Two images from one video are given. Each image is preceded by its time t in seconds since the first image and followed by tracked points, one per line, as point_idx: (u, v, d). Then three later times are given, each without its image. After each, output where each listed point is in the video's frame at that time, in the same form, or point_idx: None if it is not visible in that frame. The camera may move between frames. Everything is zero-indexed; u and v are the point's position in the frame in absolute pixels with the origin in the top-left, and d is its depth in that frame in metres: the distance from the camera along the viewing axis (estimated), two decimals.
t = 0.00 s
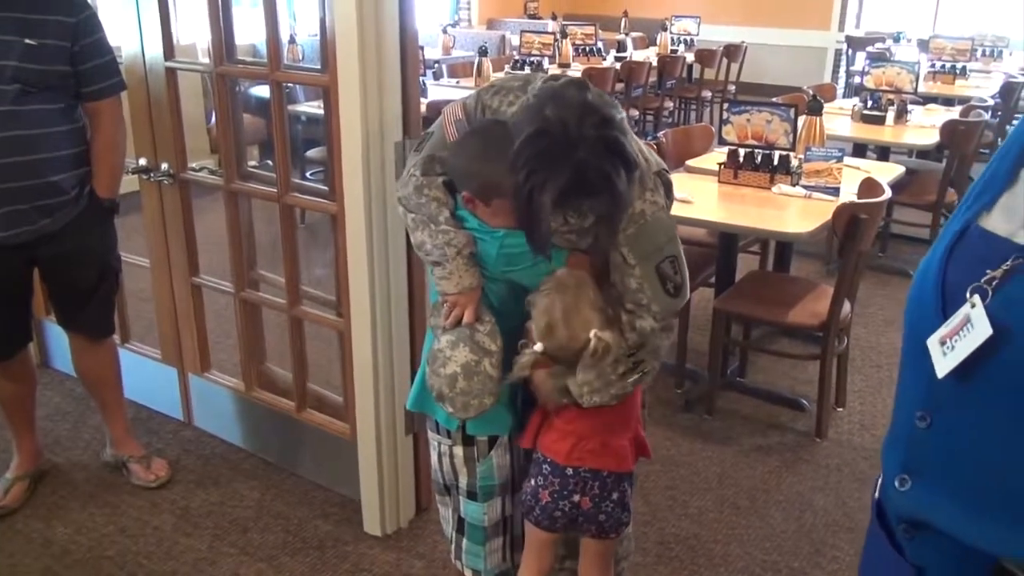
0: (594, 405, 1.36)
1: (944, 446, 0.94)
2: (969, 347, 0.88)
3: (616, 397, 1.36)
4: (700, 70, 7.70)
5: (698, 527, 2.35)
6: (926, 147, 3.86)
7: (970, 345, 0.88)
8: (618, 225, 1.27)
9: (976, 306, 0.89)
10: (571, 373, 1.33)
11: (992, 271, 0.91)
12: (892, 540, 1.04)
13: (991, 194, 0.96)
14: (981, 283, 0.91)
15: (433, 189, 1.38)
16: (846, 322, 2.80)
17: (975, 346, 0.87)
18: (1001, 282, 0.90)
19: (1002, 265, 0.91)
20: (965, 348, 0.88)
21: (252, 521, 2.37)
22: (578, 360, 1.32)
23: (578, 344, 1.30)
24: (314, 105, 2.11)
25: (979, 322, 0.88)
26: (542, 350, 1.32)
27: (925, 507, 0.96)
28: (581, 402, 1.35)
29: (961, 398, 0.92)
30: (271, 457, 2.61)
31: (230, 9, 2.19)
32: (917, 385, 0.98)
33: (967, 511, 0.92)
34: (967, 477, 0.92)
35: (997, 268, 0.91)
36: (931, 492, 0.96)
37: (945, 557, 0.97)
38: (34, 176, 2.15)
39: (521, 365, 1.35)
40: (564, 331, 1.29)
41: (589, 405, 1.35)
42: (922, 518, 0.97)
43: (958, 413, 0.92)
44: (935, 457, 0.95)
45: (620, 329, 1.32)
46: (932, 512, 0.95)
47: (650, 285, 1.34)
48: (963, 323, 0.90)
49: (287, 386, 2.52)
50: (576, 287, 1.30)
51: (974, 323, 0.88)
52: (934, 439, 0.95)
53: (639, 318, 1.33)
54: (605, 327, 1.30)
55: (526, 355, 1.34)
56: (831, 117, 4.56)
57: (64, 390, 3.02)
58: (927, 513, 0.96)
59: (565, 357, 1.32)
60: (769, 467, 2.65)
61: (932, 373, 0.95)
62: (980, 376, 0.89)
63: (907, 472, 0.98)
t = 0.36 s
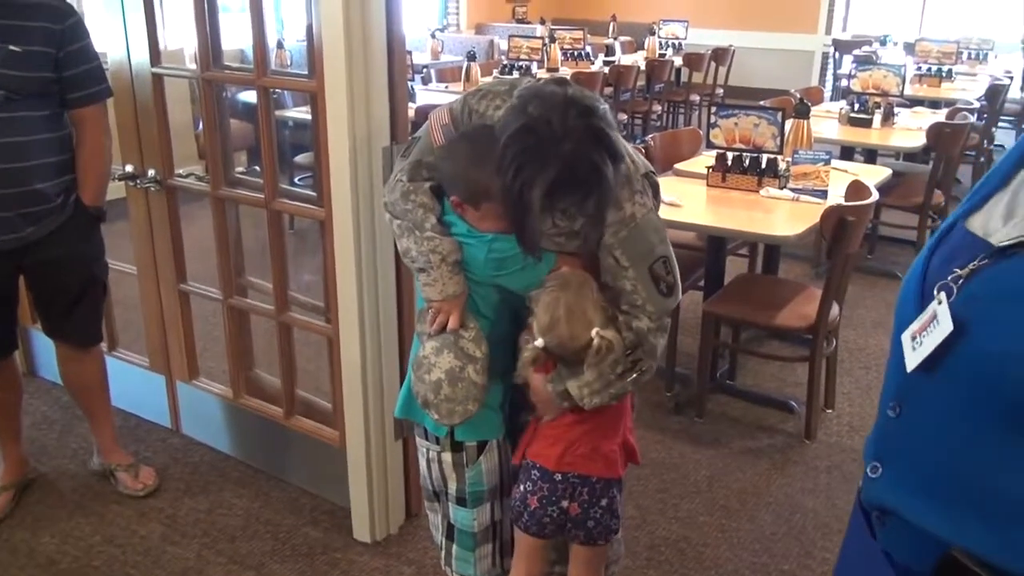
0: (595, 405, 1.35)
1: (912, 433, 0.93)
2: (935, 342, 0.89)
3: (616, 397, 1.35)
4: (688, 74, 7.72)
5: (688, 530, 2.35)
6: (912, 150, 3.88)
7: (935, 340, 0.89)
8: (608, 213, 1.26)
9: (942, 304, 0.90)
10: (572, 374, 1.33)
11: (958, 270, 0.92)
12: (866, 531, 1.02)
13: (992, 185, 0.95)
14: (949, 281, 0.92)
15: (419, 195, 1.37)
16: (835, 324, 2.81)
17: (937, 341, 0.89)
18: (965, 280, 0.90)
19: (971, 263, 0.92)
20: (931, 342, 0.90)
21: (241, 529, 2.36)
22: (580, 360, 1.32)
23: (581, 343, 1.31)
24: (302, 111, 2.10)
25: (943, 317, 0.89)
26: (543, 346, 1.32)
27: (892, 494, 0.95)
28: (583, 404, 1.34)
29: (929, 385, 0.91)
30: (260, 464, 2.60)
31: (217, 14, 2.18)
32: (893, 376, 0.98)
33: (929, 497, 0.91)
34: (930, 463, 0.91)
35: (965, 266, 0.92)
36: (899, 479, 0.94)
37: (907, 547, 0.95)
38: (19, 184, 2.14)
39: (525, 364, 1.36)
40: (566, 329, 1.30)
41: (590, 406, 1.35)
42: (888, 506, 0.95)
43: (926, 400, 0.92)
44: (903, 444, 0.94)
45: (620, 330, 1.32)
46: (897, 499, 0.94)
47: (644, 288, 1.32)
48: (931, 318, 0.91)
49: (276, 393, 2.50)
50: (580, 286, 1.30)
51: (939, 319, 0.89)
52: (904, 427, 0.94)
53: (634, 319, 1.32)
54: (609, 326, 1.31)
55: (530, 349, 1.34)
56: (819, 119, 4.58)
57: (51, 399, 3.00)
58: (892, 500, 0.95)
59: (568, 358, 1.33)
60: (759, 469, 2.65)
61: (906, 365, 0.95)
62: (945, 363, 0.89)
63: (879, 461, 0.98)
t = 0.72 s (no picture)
0: (584, 412, 1.35)
1: (896, 429, 0.95)
2: (913, 337, 0.92)
3: (605, 403, 1.36)
4: (677, 79, 7.75)
5: (679, 535, 2.35)
6: (900, 153, 3.90)
7: (913, 336, 0.92)
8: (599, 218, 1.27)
9: (920, 303, 0.94)
10: (561, 381, 1.34)
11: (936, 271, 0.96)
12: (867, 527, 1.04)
13: (983, 190, 1.00)
14: (927, 280, 0.96)
15: (407, 201, 1.36)
16: (824, 328, 2.81)
17: (915, 336, 0.92)
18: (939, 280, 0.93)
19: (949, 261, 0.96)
20: (910, 338, 0.93)
21: (230, 538, 2.34)
22: (568, 364, 1.33)
23: (572, 344, 1.30)
24: (290, 118, 2.10)
25: (920, 314, 0.92)
26: (534, 348, 1.31)
27: (877, 488, 0.96)
28: (572, 411, 1.35)
29: (912, 381, 0.93)
30: (249, 472, 2.58)
31: (204, 20, 2.17)
32: (886, 376, 1.00)
33: (910, 491, 0.92)
34: (911, 458, 0.92)
35: (942, 266, 0.96)
36: (885, 474, 0.96)
37: (891, 540, 0.96)
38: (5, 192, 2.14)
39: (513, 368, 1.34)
40: (557, 331, 1.29)
41: (580, 412, 1.35)
42: (875, 500, 0.97)
43: (909, 398, 0.93)
44: (889, 438, 0.96)
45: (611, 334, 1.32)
46: (881, 493, 0.95)
47: (632, 292, 1.31)
48: (911, 318, 0.95)
49: (265, 401, 2.49)
50: (571, 289, 1.30)
51: (916, 317, 0.93)
52: (892, 425, 0.96)
53: (623, 324, 1.32)
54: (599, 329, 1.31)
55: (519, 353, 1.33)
56: (807, 123, 4.59)
57: (38, 408, 2.98)
58: (878, 493, 0.96)
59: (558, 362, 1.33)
60: (750, 474, 2.65)
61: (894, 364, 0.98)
62: (925, 359, 0.91)
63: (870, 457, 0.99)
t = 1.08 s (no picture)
0: (573, 420, 1.35)
1: (898, 439, 0.96)
2: (913, 348, 0.94)
3: (594, 412, 1.35)
4: (668, 87, 7.77)
5: (670, 543, 2.34)
6: (889, 162, 3.92)
7: (914, 348, 0.94)
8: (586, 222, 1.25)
9: (918, 314, 0.95)
10: (550, 389, 1.34)
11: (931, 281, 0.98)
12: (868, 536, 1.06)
13: (978, 202, 1.02)
14: (924, 291, 0.98)
15: (397, 209, 1.37)
16: (815, 335, 2.82)
17: (914, 348, 0.94)
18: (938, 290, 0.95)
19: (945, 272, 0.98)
20: (910, 349, 0.94)
21: (220, 545, 2.33)
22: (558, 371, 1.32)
23: (563, 352, 1.31)
24: (282, 124, 2.09)
25: (918, 325, 0.94)
26: (525, 354, 1.31)
27: (880, 499, 0.98)
28: (561, 419, 1.34)
29: (912, 394, 0.95)
30: (239, 479, 2.57)
31: (196, 26, 2.17)
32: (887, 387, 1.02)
33: (911, 501, 0.94)
34: (912, 468, 0.94)
35: (938, 276, 0.98)
36: (887, 486, 0.98)
37: (895, 550, 0.98)
38: None
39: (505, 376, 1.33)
40: (548, 337, 1.30)
41: (569, 420, 1.35)
42: (877, 512, 0.99)
43: (909, 410, 0.95)
44: (891, 449, 0.97)
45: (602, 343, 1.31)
46: (884, 504, 0.97)
47: (622, 300, 1.31)
48: (910, 329, 0.96)
49: (255, 408, 2.48)
50: (562, 296, 1.30)
51: (915, 329, 0.94)
52: (893, 435, 0.98)
53: (613, 332, 1.32)
54: (591, 336, 1.31)
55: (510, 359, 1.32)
56: (798, 132, 4.61)
57: (26, 415, 2.96)
58: (881, 504, 0.98)
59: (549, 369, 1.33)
60: (741, 481, 2.65)
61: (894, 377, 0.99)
62: (925, 370, 0.93)
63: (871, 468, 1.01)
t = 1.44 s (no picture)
0: (562, 429, 1.35)
1: (902, 453, 0.96)
2: (918, 361, 0.94)
3: (584, 423, 1.35)
4: (661, 94, 7.79)
5: (665, 550, 2.34)
6: (882, 169, 3.93)
7: (920, 360, 0.94)
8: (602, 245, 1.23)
9: (924, 324, 0.95)
10: (542, 395, 1.34)
11: (938, 291, 0.98)
12: (871, 549, 1.06)
13: (976, 209, 1.02)
14: (929, 301, 0.98)
15: (392, 217, 1.35)
16: (808, 342, 2.83)
17: (920, 361, 0.93)
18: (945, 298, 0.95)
19: (951, 282, 0.98)
20: (916, 362, 0.94)
21: (213, 554, 2.31)
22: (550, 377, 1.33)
23: (560, 359, 1.30)
24: (275, 131, 2.09)
25: (925, 337, 0.93)
26: (521, 360, 1.31)
27: (883, 512, 0.98)
28: (551, 427, 1.35)
29: (916, 406, 0.95)
30: (232, 487, 2.56)
31: (189, 33, 2.17)
32: (889, 398, 1.02)
33: (919, 515, 0.94)
34: (918, 483, 0.93)
35: (944, 287, 0.98)
36: (891, 498, 0.97)
37: (900, 564, 0.97)
38: None
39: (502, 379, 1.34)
40: (547, 342, 1.29)
41: (558, 429, 1.35)
42: (880, 523, 0.99)
43: (913, 422, 0.95)
44: (894, 462, 0.97)
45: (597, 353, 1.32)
46: (887, 516, 0.97)
47: (620, 318, 1.31)
48: (915, 340, 0.96)
49: (248, 415, 2.47)
50: (563, 301, 1.29)
51: (921, 340, 0.94)
52: (895, 447, 0.98)
53: (610, 346, 1.32)
54: (590, 341, 1.32)
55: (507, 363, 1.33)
56: (790, 139, 4.62)
57: (17, 422, 2.94)
58: (886, 518, 0.98)
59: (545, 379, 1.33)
60: (735, 488, 2.65)
61: (896, 388, 0.99)
62: (930, 383, 0.93)
63: (873, 480, 1.01)
